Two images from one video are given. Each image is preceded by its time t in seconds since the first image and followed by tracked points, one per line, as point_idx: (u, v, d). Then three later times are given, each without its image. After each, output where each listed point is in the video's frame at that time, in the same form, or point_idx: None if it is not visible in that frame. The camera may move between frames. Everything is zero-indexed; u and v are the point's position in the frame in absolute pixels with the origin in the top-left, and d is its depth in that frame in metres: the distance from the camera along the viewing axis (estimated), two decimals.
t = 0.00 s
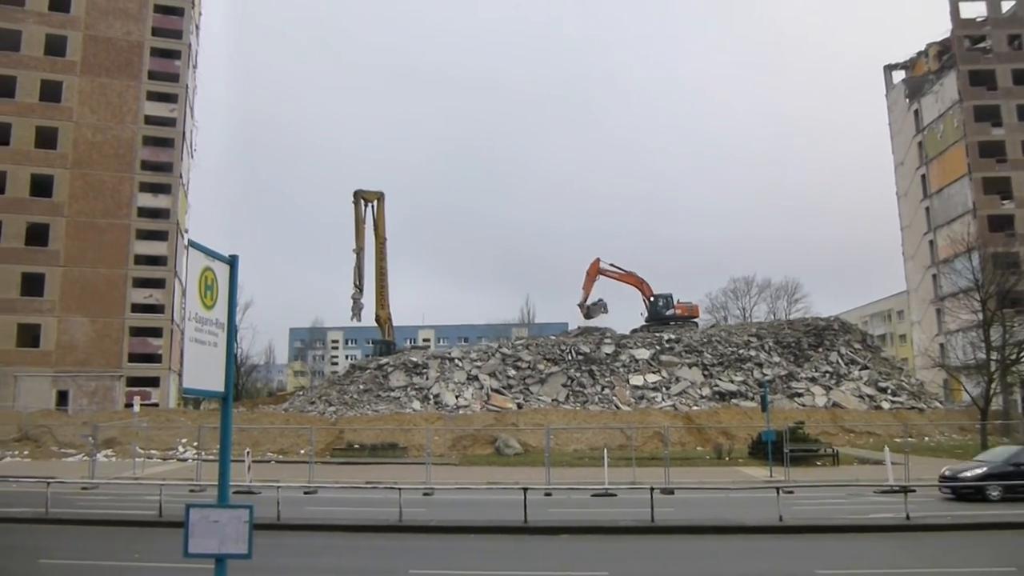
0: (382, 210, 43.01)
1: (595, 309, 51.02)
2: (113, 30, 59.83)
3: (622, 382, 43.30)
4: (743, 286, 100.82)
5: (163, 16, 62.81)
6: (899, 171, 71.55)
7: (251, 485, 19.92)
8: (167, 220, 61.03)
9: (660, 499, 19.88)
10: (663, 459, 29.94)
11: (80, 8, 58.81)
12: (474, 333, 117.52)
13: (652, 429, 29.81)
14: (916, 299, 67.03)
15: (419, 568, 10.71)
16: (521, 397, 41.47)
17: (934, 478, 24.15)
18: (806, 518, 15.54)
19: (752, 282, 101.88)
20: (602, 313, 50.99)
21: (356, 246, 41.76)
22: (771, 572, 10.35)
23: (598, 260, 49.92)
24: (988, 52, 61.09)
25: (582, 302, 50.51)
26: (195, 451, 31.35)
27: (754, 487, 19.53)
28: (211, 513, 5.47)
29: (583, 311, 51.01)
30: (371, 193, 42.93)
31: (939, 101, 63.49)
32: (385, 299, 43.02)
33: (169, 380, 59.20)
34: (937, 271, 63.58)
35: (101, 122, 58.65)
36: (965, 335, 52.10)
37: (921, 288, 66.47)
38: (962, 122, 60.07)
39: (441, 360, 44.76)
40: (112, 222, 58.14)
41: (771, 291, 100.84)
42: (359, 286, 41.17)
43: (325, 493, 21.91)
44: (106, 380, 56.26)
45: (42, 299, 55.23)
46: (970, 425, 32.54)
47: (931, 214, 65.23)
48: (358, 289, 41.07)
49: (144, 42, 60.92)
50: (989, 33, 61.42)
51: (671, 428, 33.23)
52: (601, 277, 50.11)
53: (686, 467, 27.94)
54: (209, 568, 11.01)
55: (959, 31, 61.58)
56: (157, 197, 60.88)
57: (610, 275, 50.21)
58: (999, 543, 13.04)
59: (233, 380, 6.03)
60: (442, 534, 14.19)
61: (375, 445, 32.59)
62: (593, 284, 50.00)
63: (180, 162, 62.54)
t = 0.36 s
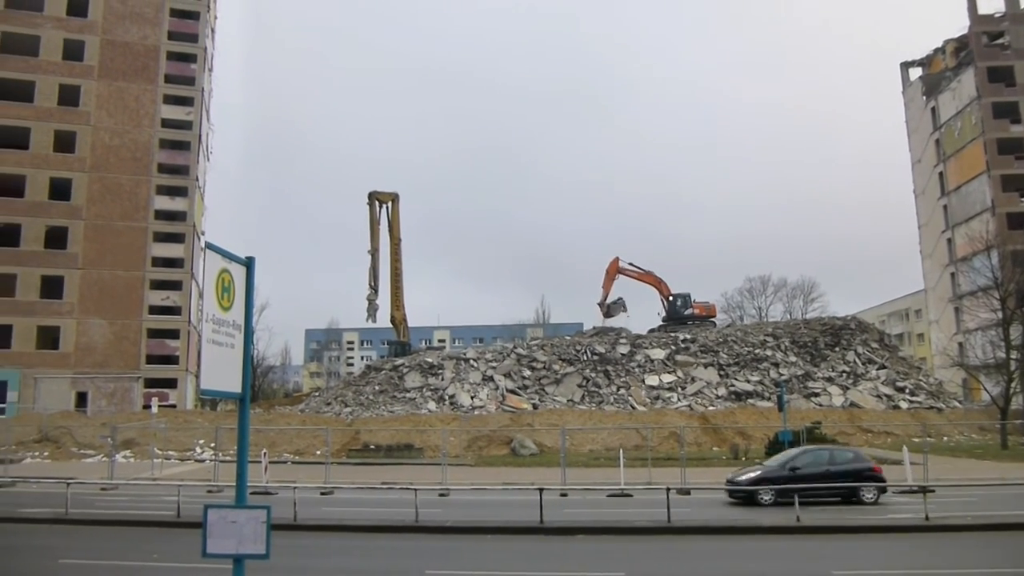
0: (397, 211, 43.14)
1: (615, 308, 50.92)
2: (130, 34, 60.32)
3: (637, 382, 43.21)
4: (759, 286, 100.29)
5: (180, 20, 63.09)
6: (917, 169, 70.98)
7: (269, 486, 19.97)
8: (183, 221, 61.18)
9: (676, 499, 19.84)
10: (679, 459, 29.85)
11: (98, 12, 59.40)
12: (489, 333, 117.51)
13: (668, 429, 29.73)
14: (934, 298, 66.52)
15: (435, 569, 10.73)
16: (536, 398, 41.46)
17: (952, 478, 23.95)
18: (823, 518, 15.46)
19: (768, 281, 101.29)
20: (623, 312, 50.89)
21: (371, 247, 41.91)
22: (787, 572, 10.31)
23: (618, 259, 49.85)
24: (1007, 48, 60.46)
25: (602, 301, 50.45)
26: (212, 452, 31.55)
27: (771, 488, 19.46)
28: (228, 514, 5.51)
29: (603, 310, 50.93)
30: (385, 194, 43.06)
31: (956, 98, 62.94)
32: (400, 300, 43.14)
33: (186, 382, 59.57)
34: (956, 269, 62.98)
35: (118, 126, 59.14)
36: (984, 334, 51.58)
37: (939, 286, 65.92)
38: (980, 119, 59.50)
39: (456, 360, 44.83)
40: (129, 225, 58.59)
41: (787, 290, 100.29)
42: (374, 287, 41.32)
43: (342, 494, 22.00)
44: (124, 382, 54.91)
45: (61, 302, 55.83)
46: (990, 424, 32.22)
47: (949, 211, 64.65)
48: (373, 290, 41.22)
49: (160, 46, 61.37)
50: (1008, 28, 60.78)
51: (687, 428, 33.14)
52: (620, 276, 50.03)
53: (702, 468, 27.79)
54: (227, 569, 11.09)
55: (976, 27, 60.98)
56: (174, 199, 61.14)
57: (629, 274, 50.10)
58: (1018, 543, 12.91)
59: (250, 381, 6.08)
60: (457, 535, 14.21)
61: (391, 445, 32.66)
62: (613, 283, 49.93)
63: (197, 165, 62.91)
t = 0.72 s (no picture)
0: (410, 212, 43.23)
1: (634, 307, 50.84)
2: (145, 38, 60.74)
3: (651, 382, 43.13)
4: (773, 285, 99.78)
5: (194, 23, 63.33)
6: (932, 168, 70.47)
7: (284, 487, 20.03)
8: (199, 223, 61.59)
9: (691, 500, 19.79)
10: (693, 459, 29.79)
11: (113, 16, 59.91)
12: (502, 334, 117.52)
13: (682, 429, 29.65)
14: (950, 297, 66.08)
15: (450, 569, 10.75)
16: (550, 398, 41.45)
17: (970, 478, 23.76)
18: (839, 519, 15.40)
19: (782, 281, 100.78)
20: (641, 311, 50.83)
21: (384, 248, 42.03)
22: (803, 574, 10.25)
23: (636, 257, 49.74)
24: None
25: (621, 300, 50.37)
26: (227, 452, 31.75)
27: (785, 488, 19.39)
28: (243, 513, 5.54)
29: (622, 309, 50.90)
30: (399, 195, 43.16)
31: (972, 96, 62.45)
32: (413, 301, 43.24)
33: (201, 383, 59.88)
34: (972, 268, 62.47)
35: (133, 128, 59.60)
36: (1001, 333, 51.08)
37: (955, 286, 65.43)
38: (997, 117, 58.99)
39: (470, 361, 44.89)
40: (144, 227, 58.96)
41: (801, 290, 99.78)
42: (388, 287, 41.43)
43: (356, 494, 22.07)
44: (139, 382, 56.59)
45: (78, 303, 56.33)
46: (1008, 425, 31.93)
47: (965, 210, 64.12)
48: (386, 291, 41.34)
49: (175, 49, 61.74)
50: None
51: (701, 428, 33.07)
52: (639, 275, 49.94)
53: (717, 468, 27.67)
54: (244, 568, 11.17)
55: (993, 24, 60.46)
56: (189, 202, 61.56)
57: (647, 273, 50.01)
58: None
59: (265, 381, 6.10)
60: (472, 536, 14.23)
61: (405, 446, 32.74)
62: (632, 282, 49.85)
63: (211, 166, 63.25)
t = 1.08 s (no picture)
0: (424, 213, 43.32)
1: (656, 304, 50.68)
2: (160, 43, 61.18)
3: (667, 382, 43.03)
4: (789, 284, 99.16)
5: (208, 28, 63.61)
6: (949, 164, 69.85)
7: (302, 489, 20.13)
8: (214, 226, 61.57)
9: (707, 500, 19.74)
10: (710, 459, 29.69)
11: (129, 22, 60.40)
12: (517, 334, 117.50)
13: (698, 429, 29.55)
14: (969, 295, 65.46)
15: (466, 569, 10.75)
16: (565, 399, 41.41)
17: (989, 478, 23.53)
18: (857, 519, 15.28)
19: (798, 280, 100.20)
20: (664, 308, 50.68)
21: (398, 249, 42.15)
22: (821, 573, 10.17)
23: (657, 255, 49.65)
24: None
25: (644, 298, 50.29)
26: (244, 454, 31.97)
27: (803, 488, 19.25)
28: (262, 514, 5.57)
29: (645, 307, 50.79)
30: (413, 197, 43.28)
31: (990, 91, 61.83)
32: (428, 302, 43.32)
33: (218, 385, 60.22)
34: (991, 265, 61.86)
35: (149, 133, 60.09)
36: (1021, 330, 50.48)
37: (973, 283, 64.86)
38: (1015, 113, 58.39)
39: (485, 361, 44.93)
40: (161, 230, 59.32)
41: (818, 288, 99.17)
42: (402, 288, 41.55)
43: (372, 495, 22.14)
44: (157, 385, 57.63)
45: (97, 306, 56.87)
46: None
47: (984, 206, 63.50)
48: (401, 292, 41.45)
49: (189, 54, 62.11)
50: None
51: (718, 428, 32.95)
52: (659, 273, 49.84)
53: (734, 468, 27.56)
54: (262, 569, 11.21)
55: (1010, 19, 59.84)
56: (204, 205, 61.63)
57: (667, 270, 49.92)
58: None
59: (283, 383, 6.14)
60: (487, 536, 14.22)
61: (421, 447, 32.81)
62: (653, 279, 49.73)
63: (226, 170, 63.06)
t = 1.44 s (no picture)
0: (440, 214, 43.43)
1: (683, 302, 50.54)
2: (178, 48, 61.64)
3: (685, 381, 42.88)
4: (807, 282, 98.53)
5: (225, 32, 63.91)
6: (970, 159, 69.14)
7: (320, 490, 20.27)
8: (232, 230, 61.97)
9: (725, 500, 19.69)
10: (728, 459, 29.58)
11: (146, 28, 60.88)
12: (534, 334, 117.47)
13: (717, 429, 29.43)
14: (991, 292, 64.77)
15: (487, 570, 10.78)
16: (583, 399, 41.35)
17: (1012, 477, 23.28)
18: (878, 519, 15.18)
19: (817, 278, 99.52)
20: (690, 306, 50.54)
21: (415, 250, 42.27)
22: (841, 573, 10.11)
23: (682, 252, 49.51)
24: None
25: (671, 295, 50.15)
26: (263, 455, 32.23)
27: (823, 488, 19.13)
28: (282, 515, 5.61)
29: (672, 305, 50.62)
30: (429, 198, 43.38)
31: (1010, 86, 61.12)
32: (445, 303, 43.41)
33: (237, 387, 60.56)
34: (1013, 262, 61.18)
35: (168, 138, 60.55)
36: None
37: (995, 280, 64.20)
38: None
39: (502, 362, 44.96)
40: (180, 234, 59.79)
41: (836, 287, 98.48)
42: (419, 290, 41.67)
43: (391, 496, 22.25)
44: (177, 387, 58.17)
45: (117, 309, 57.42)
46: None
47: (1005, 202, 62.79)
48: (418, 293, 41.56)
49: (206, 59, 62.51)
50: None
51: (737, 427, 32.82)
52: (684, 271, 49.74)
53: (753, 468, 27.41)
54: (283, 569, 11.30)
55: None
56: (222, 209, 62.08)
57: (691, 267, 49.80)
58: None
59: (301, 385, 6.18)
60: (507, 537, 14.25)
61: (439, 447, 32.88)
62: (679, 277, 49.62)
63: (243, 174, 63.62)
